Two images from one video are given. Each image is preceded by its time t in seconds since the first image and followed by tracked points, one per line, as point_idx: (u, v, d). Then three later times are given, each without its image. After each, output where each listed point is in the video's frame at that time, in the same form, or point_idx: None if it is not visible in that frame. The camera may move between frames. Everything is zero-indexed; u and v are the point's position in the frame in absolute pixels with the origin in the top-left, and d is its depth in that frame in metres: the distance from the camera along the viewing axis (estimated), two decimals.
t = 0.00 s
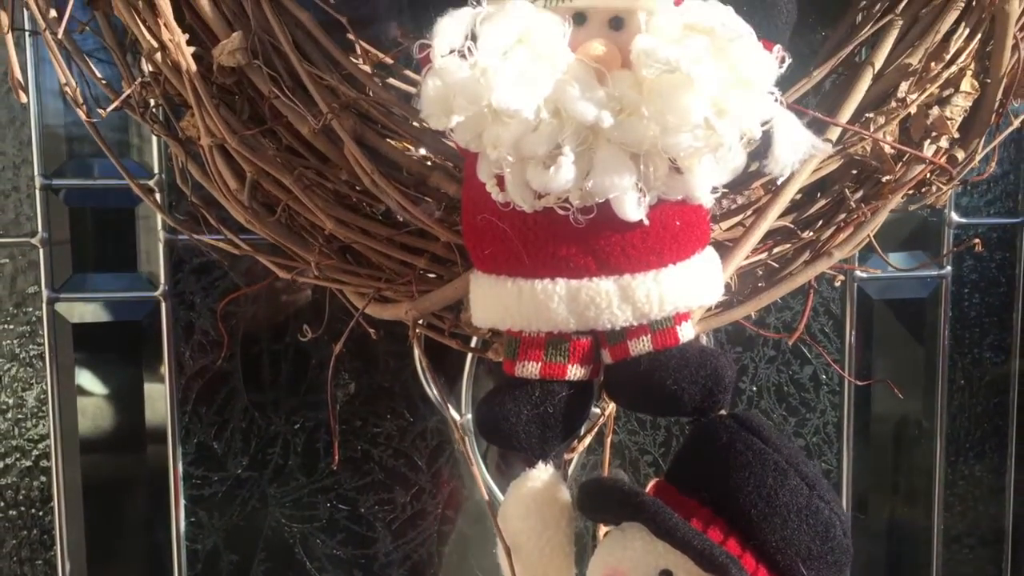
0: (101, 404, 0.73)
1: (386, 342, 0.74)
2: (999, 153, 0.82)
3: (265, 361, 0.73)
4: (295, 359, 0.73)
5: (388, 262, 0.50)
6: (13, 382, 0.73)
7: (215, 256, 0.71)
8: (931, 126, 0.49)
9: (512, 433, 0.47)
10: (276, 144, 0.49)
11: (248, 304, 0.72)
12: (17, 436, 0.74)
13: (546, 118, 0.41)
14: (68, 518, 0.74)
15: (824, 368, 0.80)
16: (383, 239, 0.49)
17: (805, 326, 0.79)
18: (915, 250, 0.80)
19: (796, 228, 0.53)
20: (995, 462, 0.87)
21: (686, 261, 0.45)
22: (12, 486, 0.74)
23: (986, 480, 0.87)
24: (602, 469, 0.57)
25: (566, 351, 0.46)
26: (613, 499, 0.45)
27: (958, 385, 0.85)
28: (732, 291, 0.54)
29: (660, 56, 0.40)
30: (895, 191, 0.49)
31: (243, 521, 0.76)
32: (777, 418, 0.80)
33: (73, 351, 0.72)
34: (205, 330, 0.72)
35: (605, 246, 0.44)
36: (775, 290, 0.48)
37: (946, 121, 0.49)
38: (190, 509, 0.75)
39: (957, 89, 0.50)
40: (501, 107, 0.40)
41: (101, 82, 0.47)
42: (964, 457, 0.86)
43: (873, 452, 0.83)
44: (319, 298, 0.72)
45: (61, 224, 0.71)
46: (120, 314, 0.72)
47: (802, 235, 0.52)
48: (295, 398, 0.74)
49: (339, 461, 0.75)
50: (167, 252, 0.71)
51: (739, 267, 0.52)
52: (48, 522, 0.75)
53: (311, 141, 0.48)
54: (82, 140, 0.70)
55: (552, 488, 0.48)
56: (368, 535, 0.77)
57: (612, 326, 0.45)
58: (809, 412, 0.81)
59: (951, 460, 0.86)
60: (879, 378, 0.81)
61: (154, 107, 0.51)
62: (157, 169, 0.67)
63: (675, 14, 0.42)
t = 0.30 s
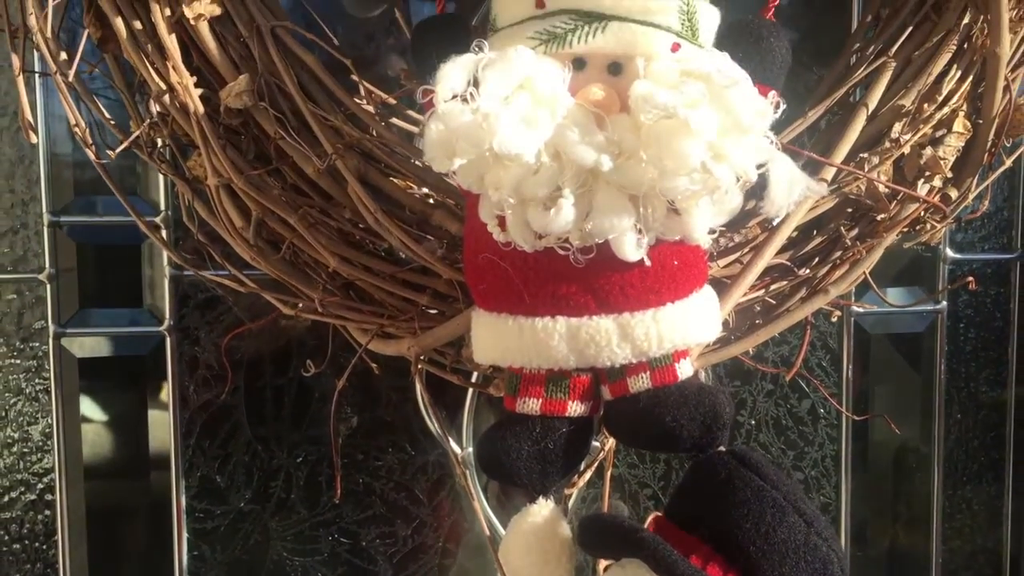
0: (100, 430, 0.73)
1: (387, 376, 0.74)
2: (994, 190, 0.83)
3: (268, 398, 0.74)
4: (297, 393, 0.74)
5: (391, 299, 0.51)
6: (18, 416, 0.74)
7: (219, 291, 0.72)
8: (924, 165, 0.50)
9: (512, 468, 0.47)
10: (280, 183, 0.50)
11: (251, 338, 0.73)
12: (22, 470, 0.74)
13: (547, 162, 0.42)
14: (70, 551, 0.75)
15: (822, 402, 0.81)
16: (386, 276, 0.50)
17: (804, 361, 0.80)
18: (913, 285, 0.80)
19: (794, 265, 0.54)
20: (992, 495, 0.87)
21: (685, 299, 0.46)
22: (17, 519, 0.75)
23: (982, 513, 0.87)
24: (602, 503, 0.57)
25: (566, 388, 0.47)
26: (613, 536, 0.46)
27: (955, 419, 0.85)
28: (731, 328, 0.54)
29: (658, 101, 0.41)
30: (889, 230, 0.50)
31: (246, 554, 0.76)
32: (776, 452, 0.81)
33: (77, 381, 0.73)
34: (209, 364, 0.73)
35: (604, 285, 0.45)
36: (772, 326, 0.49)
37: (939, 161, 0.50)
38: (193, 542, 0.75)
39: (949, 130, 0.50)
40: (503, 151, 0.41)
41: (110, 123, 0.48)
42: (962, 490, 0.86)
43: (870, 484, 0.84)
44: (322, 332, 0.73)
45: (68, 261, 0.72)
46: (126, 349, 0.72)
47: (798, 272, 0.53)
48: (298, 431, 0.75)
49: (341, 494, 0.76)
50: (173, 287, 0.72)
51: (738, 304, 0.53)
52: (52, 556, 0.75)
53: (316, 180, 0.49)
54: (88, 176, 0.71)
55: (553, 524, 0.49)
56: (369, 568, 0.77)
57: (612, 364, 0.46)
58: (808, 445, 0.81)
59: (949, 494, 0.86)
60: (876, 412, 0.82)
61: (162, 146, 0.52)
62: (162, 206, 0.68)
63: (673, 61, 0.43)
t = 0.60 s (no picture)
0: (100, 452, 0.74)
1: (391, 404, 0.74)
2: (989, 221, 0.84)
3: (272, 425, 0.74)
4: (301, 420, 0.74)
5: (394, 327, 0.52)
6: (24, 445, 0.74)
7: (223, 320, 0.72)
8: (921, 197, 0.51)
9: (514, 496, 0.48)
10: (286, 214, 0.51)
11: (255, 366, 0.73)
12: (27, 498, 0.75)
13: (549, 197, 0.43)
14: None
15: (822, 430, 0.81)
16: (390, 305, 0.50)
17: (804, 390, 0.80)
18: (910, 314, 0.81)
19: (793, 295, 0.54)
20: (992, 523, 0.87)
21: (685, 330, 0.47)
22: (22, 546, 0.75)
23: (982, 540, 0.87)
24: (605, 531, 0.58)
25: (568, 418, 0.48)
26: (614, 566, 0.46)
27: (955, 446, 0.85)
28: (731, 356, 0.55)
29: (658, 137, 0.42)
30: (887, 260, 0.50)
31: None
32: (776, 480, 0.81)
33: (83, 410, 0.73)
34: (214, 393, 0.73)
35: (606, 316, 0.46)
36: (771, 356, 0.49)
37: (935, 193, 0.51)
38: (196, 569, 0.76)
39: (945, 162, 0.51)
40: (506, 185, 0.42)
41: (118, 155, 0.49)
42: (961, 518, 0.86)
43: (870, 512, 0.84)
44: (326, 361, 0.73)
45: (74, 290, 0.72)
46: (132, 377, 0.73)
47: (797, 301, 0.53)
48: (302, 459, 0.75)
49: (344, 522, 0.76)
50: (179, 315, 0.72)
51: (738, 333, 0.53)
52: None
53: (321, 211, 0.50)
54: (94, 204, 0.72)
55: (555, 552, 0.49)
56: None
57: (614, 394, 0.46)
58: (809, 473, 0.82)
59: (948, 522, 0.86)
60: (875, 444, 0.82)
61: (169, 178, 0.53)
62: (169, 235, 0.68)
63: (674, 97, 0.43)
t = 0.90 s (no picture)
0: (99, 478, 0.74)
1: (394, 437, 0.75)
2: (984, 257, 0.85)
3: (277, 457, 0.74)
4: (305, 454, 0.75)
5: (398, 363, 0.52)
6: (31, 481, 0.74)
7: (229, 353, 0.73)
8: (917, 235, 0.52)
9: (517, 532, 0.48)
10: (293, 252, 0.52)
11: (262, 400, 0.74)
12: (34, 533, 0.75)
13: (553, 238, 0.44)
14: None
15: (821, 463, 0.82)
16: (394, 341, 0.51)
17: (803, 423, 0.81)
18: (908, 347, 0.82)
19: (792, 330, 0.55)
20: (991, 555, 0.87)
21: (687, 368, 0.47)
22: None
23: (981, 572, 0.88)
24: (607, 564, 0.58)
25: (571, 454, 0.48)
26: None
27: (954, 479, 0.86)
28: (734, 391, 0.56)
29: (661, 180, 0.42)
30: (885, 297, 0.51)
31: None
32: (777, 513, 0.82)
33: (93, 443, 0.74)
34: (219, 427, 0.74)
35: (609, 354, 0.46)
36: (771, 392, 0.50)
37: (931, 231, 0.51)
38: None
39: (941, 200, 0.52)
40: (511, 228, 0.42)
41: (129, 194, 0.49)
42: (960, 550, 0.87)
43: (871, 544, 0.84)
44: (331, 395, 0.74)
45: (82, 325, 0.73)
46: (139, 411, 0.73)
47: (797, 337, 0.54)
48: (306, 491, 0.75)
49: (348, 554, 0.76)
50: (185, 349, 0.73)
51: (740, 368, 0.54)
52: None
53: (327, 249, 0.50)
54: (102, 240, 0.73)
55: None
56: None
57: (616, 430, 0.47)
58: (809, 505, 0.82)
59: (948, 553, 0.86)
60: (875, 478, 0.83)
61: (178, 216, 0.53)
62: (176, 270, 0.69)
63: (675, 140, 0.44)
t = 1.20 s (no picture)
0: (98, 499, 0.74)
1: (397, 464, 0.75)
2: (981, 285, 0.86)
3: (280, 484, 0.75)
4: (307, 481, 0.75)
5: (402, 392, 0.53)
6: (35, 509, 0.75)
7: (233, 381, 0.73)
8: (913, 264, 0.53)
9: (519, 561, 0.48)
10: (297, 282, 0.52)
11: (266, 427, 0.74)
12: (38, 560, 0.75)
13: (555, 271, 0.44)
14: None
15: (820, 490, 0.82)
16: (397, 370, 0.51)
17: (802, 450, 0.81)
18: (907, 374, 0.83)
19: (790, 359, 0.55)
20: None
21: (687, 399, 0.48)
22: None
23: None
24: None
25: (573, 483, 0.49)
26: None
27: (952, 505, 0.86)
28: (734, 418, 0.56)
29: (661, 215, 0.43)
30: (882, 327, 0.52)
31: None
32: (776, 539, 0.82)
33: (94, 476, 0.74)
34: (223, 455, 0.74)
35: (610, 384, 0.47)
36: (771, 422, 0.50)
37: (928, 261, 0.52)
38: None
39: (936, 231, 0.53)
40: (513, 261, 0.43)
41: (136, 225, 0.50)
42: None
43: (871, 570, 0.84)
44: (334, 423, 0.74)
45: (86, 354, 0.73)
46: (143, 439, 0.74)
47: (796, 366, 0.55)
48: (308, 519, 0.75)
49: None
50: (189, 378, 0.73)
51: (739, 397, 0.54)
52: None
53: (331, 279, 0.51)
54: (107, 269, 0.73)
55: None
56: None
57: (618, 459, 0.47)
58: (808, 532, 0.82)
59: None
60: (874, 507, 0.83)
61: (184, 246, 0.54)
62: (181, 299, 0.70)
63: (675, 174, 0.45)
